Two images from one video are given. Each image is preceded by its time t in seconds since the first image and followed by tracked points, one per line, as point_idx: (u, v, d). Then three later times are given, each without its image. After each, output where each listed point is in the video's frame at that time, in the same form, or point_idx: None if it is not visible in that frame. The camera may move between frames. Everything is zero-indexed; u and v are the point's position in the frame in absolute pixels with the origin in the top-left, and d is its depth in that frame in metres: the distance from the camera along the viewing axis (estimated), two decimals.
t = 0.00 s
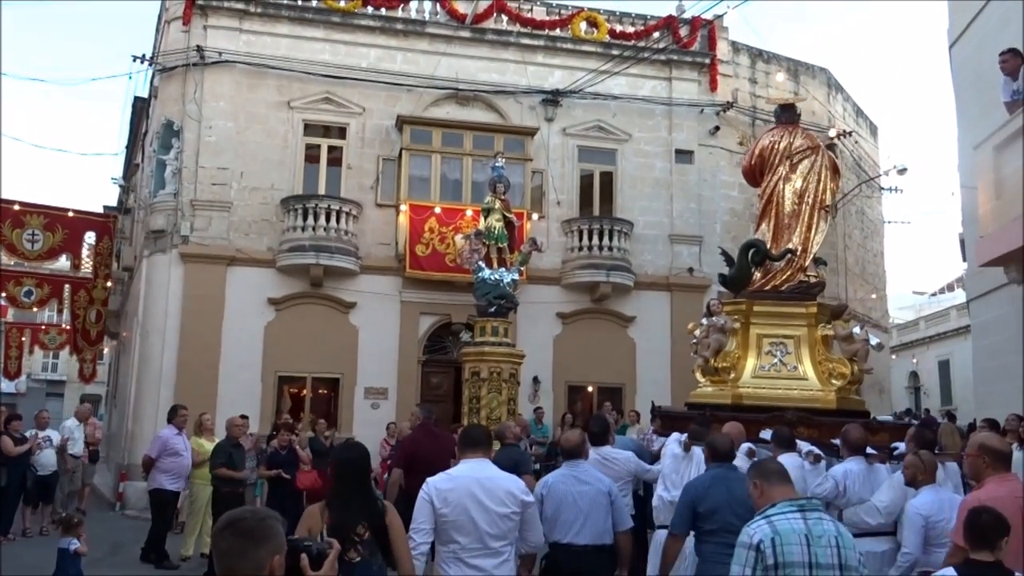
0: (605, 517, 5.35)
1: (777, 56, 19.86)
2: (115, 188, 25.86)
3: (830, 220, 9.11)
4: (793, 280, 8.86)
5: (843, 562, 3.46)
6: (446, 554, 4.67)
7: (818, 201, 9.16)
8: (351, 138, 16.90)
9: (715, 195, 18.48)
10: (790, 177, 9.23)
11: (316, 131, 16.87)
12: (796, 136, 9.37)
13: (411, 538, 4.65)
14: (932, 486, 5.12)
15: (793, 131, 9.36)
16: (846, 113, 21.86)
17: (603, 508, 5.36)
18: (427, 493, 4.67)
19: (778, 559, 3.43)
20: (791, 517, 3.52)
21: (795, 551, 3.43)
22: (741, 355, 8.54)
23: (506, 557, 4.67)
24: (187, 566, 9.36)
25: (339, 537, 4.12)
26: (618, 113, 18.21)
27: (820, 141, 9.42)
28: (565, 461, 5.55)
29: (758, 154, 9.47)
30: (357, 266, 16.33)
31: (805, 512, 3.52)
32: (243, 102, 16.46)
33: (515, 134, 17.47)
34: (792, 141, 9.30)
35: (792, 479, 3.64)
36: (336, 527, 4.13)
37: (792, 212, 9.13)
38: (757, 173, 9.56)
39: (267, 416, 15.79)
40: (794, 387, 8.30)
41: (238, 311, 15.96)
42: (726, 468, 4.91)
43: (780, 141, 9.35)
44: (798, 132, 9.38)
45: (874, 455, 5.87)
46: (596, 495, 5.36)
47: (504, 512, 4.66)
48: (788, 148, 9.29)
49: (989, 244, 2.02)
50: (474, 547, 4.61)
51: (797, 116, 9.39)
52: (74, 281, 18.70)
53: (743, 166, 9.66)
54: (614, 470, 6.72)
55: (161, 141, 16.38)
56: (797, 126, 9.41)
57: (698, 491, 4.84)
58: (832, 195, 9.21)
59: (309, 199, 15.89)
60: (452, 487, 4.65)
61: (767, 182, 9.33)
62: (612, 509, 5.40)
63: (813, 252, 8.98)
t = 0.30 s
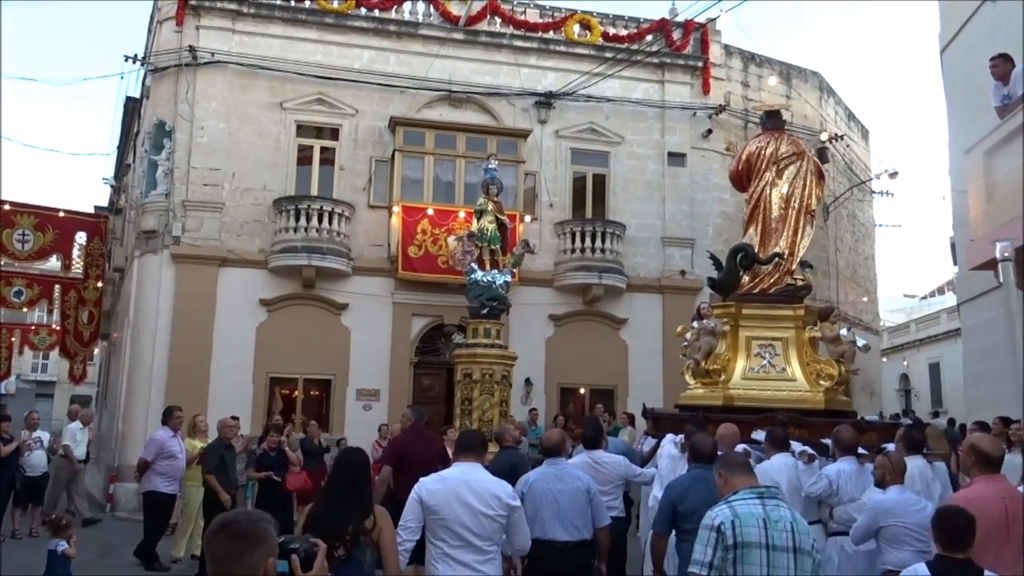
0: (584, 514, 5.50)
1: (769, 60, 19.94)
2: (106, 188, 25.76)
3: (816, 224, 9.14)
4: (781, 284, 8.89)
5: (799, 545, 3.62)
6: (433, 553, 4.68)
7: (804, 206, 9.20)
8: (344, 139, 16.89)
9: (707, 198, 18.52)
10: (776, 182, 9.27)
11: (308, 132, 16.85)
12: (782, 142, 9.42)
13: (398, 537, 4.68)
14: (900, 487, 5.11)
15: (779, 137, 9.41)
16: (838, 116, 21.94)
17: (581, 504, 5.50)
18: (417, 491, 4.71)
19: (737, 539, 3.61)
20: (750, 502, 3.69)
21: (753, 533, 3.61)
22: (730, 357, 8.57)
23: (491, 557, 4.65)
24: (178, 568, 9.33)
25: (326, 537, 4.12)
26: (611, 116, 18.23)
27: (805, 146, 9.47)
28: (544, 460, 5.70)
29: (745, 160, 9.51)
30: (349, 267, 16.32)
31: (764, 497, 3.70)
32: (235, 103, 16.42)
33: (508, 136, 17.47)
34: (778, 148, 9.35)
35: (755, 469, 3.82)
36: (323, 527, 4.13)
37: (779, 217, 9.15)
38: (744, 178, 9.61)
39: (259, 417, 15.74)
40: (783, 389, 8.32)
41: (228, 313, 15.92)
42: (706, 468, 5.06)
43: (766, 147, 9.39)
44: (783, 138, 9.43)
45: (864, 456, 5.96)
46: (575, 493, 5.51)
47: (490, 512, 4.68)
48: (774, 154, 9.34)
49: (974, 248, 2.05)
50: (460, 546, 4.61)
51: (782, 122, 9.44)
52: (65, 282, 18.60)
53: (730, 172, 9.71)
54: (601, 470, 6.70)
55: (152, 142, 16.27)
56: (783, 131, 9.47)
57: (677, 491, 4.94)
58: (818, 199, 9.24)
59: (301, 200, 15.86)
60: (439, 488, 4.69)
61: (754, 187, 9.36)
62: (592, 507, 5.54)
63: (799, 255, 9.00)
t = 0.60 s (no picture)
0: (576, 517, 5.51)
1: (764, 62, 19.98)
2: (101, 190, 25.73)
3: (807, 229, 9.17)
4: (773, 288, 8.91)
5: (771, 539, 3.67)
6: (435, 543, 4.86)
7: (795, 212, 9.22)
8: (339, 141, 16.87)
9: (702, 200, 18.55)
10: (768, 188, 9.29)
11: (303, 134, 16.83)
12: (772, 148, 9.43)
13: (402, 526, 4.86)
14: (881, 483, 5.28)
15: (770, 143, 9.43)
16: (832, 119, 22.00)
17: (575, 507, 5.52)
18: (420, 484, 4.87)
19: (713, 535, 3.64)
20: (726, 498, 3.71)
21: (728, 528, 3.64)
22: (722, 360, 8.60)
23: (490, 548, 4.82)
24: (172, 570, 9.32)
25: (330, 530, 4.11)
26: (606, 118, 18.25)
27: (796, 153, 9.48)
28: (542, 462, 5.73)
29: (736, 167, 9.54)
30: (344, 269, 16.31)
31: (739, 494, 3.72)
32: (230, 105, 16.41)
33: (503, 138, 17.46)
34: (770, 154, 9.37)
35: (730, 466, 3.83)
36: (329, 521, 4.12)
37: (770, 222, 9.19)
38: (736, 185, 9.64)
39: (253, 420, 15.70)
40: (774, 392, 8.36)
41: (222, 315, 15.88)
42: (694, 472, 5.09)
43: (757, 153, 9.40)
44: (774, 145, 9.45)
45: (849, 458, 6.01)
46: (570, 496, 5.53)
47: (489, 505, 4.82)
48: (764, 160, 9.35)
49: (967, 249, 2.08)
50: (460, 537, 4.78)
51: (773, 128, 9.44)
52: (59, 285, 18.54)
53: (722, 179, 9.75)
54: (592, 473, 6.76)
55: (147, 144, 16.28)
56: (774, 138, 9.49)
57: (672, 495, 4.95)
58: (810, 205, 9.26)
59: (296, 202, 15.87)
60: (441, 480, 4.85)
61: (745, 194, 9.39)
62: (586, 510, 5.56)
63: (791, 260, 9.04)
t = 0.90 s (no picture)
0: (579, 513, 5.69)
1: (760, 64, 20.03)
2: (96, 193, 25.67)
3: (800, 234, 9.22)
4: (765, 291, 9.00)
5: (734, 539, 3.97)
6: (434, 542, 4.99)
7: (789, 217, 9.27)
8: (335, 143, 16.87)
9: (698, 202, 18.58)
10: (762, 193, 9.33)
11: (300, 137, 16.84)
12: (767, 153, 9.48)
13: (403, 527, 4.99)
14: (865, 483, 5.40)
15: (765, 149, 9.47)
16: (828, 120, 22.04)
17: (578, 503, 5.69)
18: (418, 486, 5.01)
19: (676, 538, 3.96)
20: (689, 503, 4.03)
21: (689, 531, 3.95)
22: (714, 362, 8.74)
23: (487, 545, 4.95)
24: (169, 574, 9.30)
25: (325, 532, 4.50)
26: (602, 120, 18.27)
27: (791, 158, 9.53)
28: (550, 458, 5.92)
29: (731, 171, 9.59)
30: (341, 272, 16.30)
31: (701, 498, 4.04)
32: (226, 108, 16.40)
33: (499, 140, 17.45)
34: (764, 159, 9.42)
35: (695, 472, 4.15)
36: (325, 525, 4.51)
37: (763, 227, 9.23)
38: (731, 189, 9.70)
39: (250, 424, 15.69)
40: (765, 393, 8.49)
41: (219, 318, 15.87)
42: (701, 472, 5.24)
43: (752, 158, 9.46)
44: (770, 150, 9.49)
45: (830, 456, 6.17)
46: (574, 493, 5.70)
47: (485, 504, 4.96)
48: (759, 165, 9.41)
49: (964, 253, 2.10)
50: (458, 536, 4.91)
51: (768, 133, 9.50)
52: (54, 288, 18.49)
53: (718, 183, 9.81)
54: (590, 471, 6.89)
55: (143, 147, 16.25)
56: (769, 143, 9.53)
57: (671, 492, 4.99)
58: (803, 210, 9.32)
59: (292, 205, 15.88)
60: (438, 482, 4.98)
61: (739, 200, 9.45)
62: (589, 506, 5.74)
63: (784, 264, 9.09)
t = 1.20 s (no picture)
0: (579, 511, 5.73)
1: (759, 67, 20.05)
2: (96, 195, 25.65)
3: (796, 239, 9.60)
4: (762, 295, 9.36)
5: (698, 528, 4.23)
6: (427, 538, 5.26)
7: (785, 222, 9.66)
8: (335, 145, 16.88)
9: (697, 205, 18.61)
10: (759, 199, 9.73)
11: (299, 138, 16.85)
12: (764, 160, 9.91)
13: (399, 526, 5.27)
14: (839, 485, 5.47)
15: (763, 156, 9.87)
16: (827, 122, 22.07)
17: (578, 503, 5.73)
18: (411, 485, 5.28)
19: (639, 528, 4.23)
20: (654, 494, 4.29)
21: (653, 521, 4.22)
22: (711, 365, 9.05)
23: (476, 540, 5.21)
24: None
25: (322, 514, 5.07)
26: (602, 122, 18.29)
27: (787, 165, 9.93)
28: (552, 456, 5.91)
29: (729, 178, 9.99)
30: (340, 274, 16.29)
31: (667, 489, 4.30)
32: (226, 109, 16.41)
33: (499, 142, 17.47)
34: (761, 167, 9.82)
35: (663, 464, 4.40)
36: (323, 508, 5.07)
37: (760, 232, 9.62)
38: (730, 196, 10.10)
39: (250, 425, 15.69)
40: (761, 396, 8.80)
41: (219, 320, 15.87)
42: (691, 472, 5.26)
43: (749, 165, 9.89)
44: (767, 158, 9.89)
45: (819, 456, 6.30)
46: (573, 492, 5.75)
47: (474, 501, 5.23)
48: (757, 171, 9.82)
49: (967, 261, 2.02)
50: (447, 531, 5.18)
51: (765, 141, 9.93)
52: (54, 289, 18.53)
53: (717, 190, 10.21)
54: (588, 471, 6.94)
55: (143, 148, 16.28)
56: (767, 151, 9.93)
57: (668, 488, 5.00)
58: (799, 216, 9.71)
59: (292, 207, 15.87)
60: (430, 482, 5.24)
61: (738, 205, 9.84)
62: (589, 505, 5.77)
63: (780, 268, 9.47)
